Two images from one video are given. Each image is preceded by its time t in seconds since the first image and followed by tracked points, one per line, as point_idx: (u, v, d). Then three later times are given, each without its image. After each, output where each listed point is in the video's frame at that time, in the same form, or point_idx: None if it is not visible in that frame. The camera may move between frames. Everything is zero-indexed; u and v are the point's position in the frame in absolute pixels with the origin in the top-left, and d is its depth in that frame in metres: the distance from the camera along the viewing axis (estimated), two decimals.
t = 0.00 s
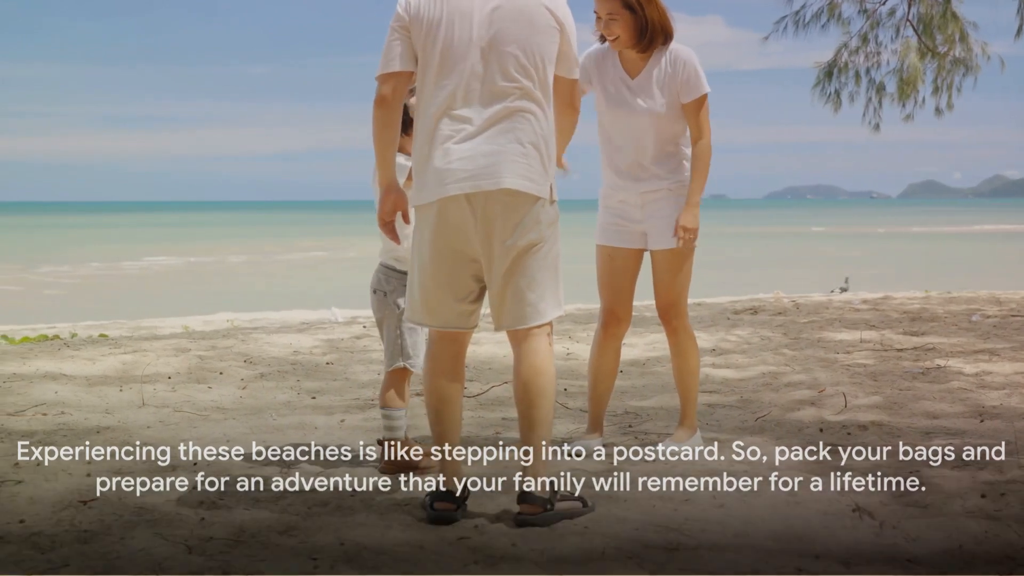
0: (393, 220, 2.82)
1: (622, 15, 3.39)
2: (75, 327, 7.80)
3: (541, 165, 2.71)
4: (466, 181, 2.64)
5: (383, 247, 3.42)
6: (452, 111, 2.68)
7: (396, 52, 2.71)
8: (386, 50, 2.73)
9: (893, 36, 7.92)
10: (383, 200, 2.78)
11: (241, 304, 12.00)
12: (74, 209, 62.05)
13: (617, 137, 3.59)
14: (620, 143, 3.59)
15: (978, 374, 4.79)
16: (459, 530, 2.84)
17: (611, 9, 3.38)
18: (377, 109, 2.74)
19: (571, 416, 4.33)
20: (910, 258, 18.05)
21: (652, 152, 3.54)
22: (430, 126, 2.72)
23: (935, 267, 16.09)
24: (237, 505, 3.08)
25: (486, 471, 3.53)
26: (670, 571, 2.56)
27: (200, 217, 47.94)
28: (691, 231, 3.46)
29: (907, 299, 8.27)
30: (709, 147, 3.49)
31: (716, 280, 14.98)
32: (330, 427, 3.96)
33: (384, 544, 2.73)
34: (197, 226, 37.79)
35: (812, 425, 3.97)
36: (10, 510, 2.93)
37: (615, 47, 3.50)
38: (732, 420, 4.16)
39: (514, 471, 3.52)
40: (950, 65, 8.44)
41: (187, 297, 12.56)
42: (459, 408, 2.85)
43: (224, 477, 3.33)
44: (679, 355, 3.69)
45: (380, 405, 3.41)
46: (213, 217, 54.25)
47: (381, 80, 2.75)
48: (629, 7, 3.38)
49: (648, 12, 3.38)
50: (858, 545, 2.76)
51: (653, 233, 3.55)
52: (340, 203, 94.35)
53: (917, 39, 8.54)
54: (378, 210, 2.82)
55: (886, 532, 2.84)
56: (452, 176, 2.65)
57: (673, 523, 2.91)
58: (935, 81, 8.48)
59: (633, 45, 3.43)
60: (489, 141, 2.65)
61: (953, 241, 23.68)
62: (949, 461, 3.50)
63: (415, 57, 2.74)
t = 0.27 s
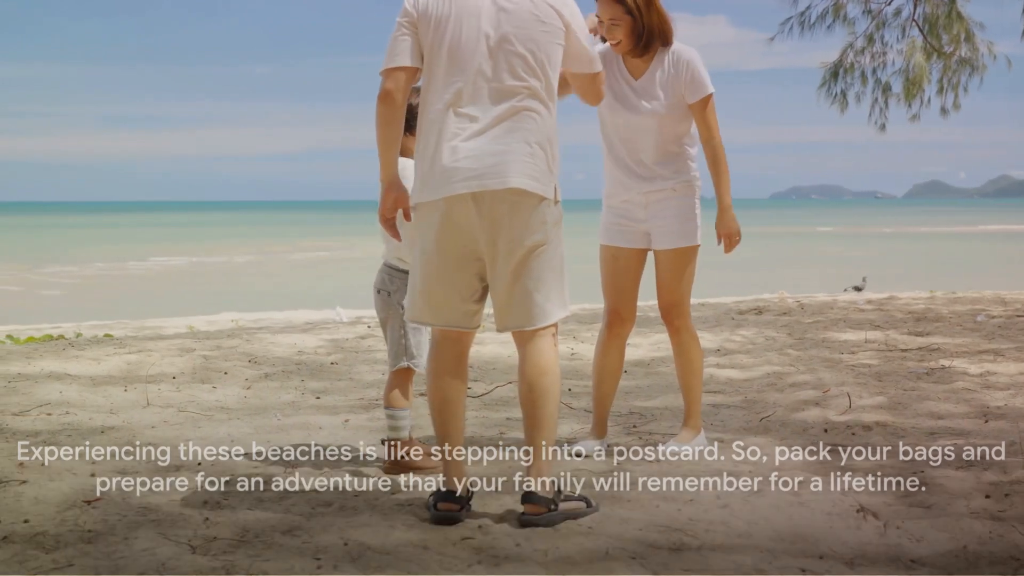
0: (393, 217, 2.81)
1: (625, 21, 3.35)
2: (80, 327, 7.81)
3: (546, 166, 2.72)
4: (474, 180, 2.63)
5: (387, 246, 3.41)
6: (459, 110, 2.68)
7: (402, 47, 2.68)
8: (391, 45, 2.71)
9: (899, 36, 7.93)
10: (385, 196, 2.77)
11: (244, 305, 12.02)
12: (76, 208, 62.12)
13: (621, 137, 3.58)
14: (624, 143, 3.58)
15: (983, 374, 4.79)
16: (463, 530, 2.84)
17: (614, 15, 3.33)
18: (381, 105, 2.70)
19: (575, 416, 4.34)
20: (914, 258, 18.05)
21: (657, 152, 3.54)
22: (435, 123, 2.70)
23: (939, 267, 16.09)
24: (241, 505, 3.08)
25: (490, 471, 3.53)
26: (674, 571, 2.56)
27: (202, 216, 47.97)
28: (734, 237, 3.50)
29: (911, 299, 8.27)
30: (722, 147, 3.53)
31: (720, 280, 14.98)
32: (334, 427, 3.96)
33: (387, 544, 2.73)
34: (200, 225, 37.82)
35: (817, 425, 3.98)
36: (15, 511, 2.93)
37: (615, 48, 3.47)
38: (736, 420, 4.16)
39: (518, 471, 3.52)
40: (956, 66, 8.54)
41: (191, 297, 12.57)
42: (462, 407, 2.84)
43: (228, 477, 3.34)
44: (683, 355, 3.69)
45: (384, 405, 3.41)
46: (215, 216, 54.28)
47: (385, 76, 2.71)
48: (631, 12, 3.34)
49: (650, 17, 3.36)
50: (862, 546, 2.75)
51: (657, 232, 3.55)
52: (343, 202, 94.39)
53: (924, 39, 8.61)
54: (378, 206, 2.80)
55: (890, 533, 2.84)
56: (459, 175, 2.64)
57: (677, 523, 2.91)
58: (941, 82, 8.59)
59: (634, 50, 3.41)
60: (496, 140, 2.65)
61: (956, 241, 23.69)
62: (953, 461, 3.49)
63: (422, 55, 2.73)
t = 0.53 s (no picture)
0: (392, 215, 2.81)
1: (628, 21, 3.35)
2: (84, 327, 7.83)
3: (552, 167, 2.73)
4: (481, 179, 2.63)
5: (388, 247, 3.39)
6: (467, 108, 2.67)
7: (411, 43, 2.67)
8: (398, 41, 2.69)
9: (904, 35, 7.92)
10: (383, 194, 2.76)
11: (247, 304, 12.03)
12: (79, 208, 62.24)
13: (628, 139, 3.57)
14: (630, 145, 3.58)
15: (987, 374, 4.79)
16: (467, 531, 2.84)
17: (618, 15, 3.34)
18: (386, 101, 2.68)
19: (579, 417, 4.35)
20: (918, 258, 18.05)
21: (664, 153, 3.54)
22: (443, 122, 2.69)
23: (943, 267, 16.09)
24: (245, 505, 3.09)
25: (494, 471, 3.54)
26: (677, 572, 2.56)
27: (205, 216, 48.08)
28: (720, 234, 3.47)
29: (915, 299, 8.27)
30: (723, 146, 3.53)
31: (723, 279, 14.99)
32: (338, 427, 3.97)
33: (390, 544, 2.73)
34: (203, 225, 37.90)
35: (820, 425, 3.98)
36: (19, 511, 2.94)
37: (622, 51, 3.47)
38: (739, 420, 4.17)
39: (522, 471, 3.53)
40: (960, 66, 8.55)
41: (195, 297, 12.59)
42: (465, 407, 2.84)
43: (231, 478, 3.35)
44: (686, 355, 3.69)
45: (388, 406, 3.41)
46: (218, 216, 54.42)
47: (390, 72, 2.69)
48: (636, 13, 3.34)
49: (655, 18, 3.35)
50: (866, 546, 2.75)
51: (664, 233, 3.54)
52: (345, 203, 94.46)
53: (929, 39, 8.61)
54: (376, 205, 2.79)
55: (894, 533, 2.83)
56: (468, 174, 2.64)
57: (681, 523, 2.91)
58: (946, 82, 8.60)
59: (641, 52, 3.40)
60: (504, 140, 2.65)
61: (959, 241, 23.69)
62: (957, 462, 3.48)
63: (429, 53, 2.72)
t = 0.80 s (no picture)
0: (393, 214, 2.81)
1: (628, 24, 3.32)
2: (87, 327, 7.83)
3: (556, 168, 2.73)
4: (487, 180, 2.63)
5: (389, 248, 3.40)
6: (473, 108, 2.67)
7: (416, 43, 2.66)
8: (403, 40, 2.68)
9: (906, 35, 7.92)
10: (386, 193, 2.77)
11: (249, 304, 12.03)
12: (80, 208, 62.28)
13: (629, 140, 3.58)
14: (632, 146, 3.58)
15: (990, 374, 4.79)
16: (469, 531, 2.84)
17: (617, 17, 3.31)
18: (390, 100, 2.68)
19: (581, 417, 4.35)
20: (920, 258, 18.04)
21: (665, 154, 3.54)
22: (447, 122, 2.69)
23: (945, 267, 16.08)
24: (247, 505, 3.09)
25: (496, 470, 3.54)
26: (679, 572, 2.56)
27: (206, 216, 48.11)
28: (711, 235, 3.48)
29: (918, 299, 8.27)
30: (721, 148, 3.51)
31: (725, 279, 14.99)
32: (340, 427, 3.97)
33: (393, 544, 2.73)
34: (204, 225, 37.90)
35: (823, 426, 3.98)
36: (21, 511, 2.94)
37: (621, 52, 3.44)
38: (742, 420, 4.17)
39: (524, 471, 3.53)
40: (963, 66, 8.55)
41: (198, 298, 12.60)
42: (467, 408, 2.83)
43: (233, 478, 3.35)
44: (689, 355, 3.69)
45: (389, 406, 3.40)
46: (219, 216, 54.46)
47: (396, 72, 2.69)
48: (636, 15, 3.31)
49: (654, 20, 3.33)
50: (867, 547, 2.75)
51: (665, 233, 3.55)
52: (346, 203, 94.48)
53: (932, 39, 8.61)
54: (377, 203, 2.79)
55: (896, 534, 2.83)
56: (474, 174, 2.64)
57: (683, 523, 2.91)
58: (949, 82, 8.59)
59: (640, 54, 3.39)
60: (509, 141, 2.65)
61: (961, 241, 23.69)
62: (959, 462, 3.48)
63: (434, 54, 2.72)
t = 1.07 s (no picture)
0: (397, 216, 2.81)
1: (627, 23, 3.32)
2: (90, 326, 7.83)
3: (558, 168, 2.73)
4: (489, 181, 2.63)
5: (391, 248, 3.42)
6: (474, 109, 2.67)
7: (417, 45, 2.66)
8: (403, 42, 2.69)
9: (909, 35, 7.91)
10: (389, 194, 2.77)
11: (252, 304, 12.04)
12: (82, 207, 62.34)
13: (630, 140, 3.57)
14: (632, 146, 3.58)
15: (993, 374, 4.78)
16: (470, 531, 2.84)
17: (615, 17, 3.31)
18: (393, 103, 2.69)
19: (583, 417, 4.35)
20: (923, 258, 18.02)
21: (665, 153, 3.54)
22: (449, 123, 2.69)
23: (948, 267, 16.07)
24: (249, 505, 3.09)
25: (498, 470, 3.54)
26: (680, 572, 2.55)
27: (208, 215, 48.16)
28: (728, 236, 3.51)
29: (921, 299, 8.26)
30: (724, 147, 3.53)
31: (727, 279, 14.98)
32: (342, 427, 3.97)
33: (394, 544, 2.73)
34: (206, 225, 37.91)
35: (825, 426, 3.98)
36: (22, 511, 2.94)
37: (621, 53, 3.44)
38: (744, 420, 4.17)
39: (526, 471, 3.53)
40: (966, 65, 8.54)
41: (200, 298, 12.61)
42: (469, 409, 2.83)
43: (235, 478, 3.35)
44: (691, 355, 3.68)
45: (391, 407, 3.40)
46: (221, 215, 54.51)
47: (397, 74, 2.70)
48: (633, 15, 3.30)
49: (652, 18, 3.32)
50: (869, 547, 2.75)
51: (667, 233, 3.55)
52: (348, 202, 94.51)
53: (935, 39, 8.60)
54: (380, 205, 2.79)
55: (897, 534, 2.83)
56: (476, 175, 2.63)
57: (684, 523, 2.91)
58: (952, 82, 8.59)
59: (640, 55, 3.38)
60: (511, 141, 2.65)
61: (963, 241, 23.67)
62: (962, 462, 3.48)
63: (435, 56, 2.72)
